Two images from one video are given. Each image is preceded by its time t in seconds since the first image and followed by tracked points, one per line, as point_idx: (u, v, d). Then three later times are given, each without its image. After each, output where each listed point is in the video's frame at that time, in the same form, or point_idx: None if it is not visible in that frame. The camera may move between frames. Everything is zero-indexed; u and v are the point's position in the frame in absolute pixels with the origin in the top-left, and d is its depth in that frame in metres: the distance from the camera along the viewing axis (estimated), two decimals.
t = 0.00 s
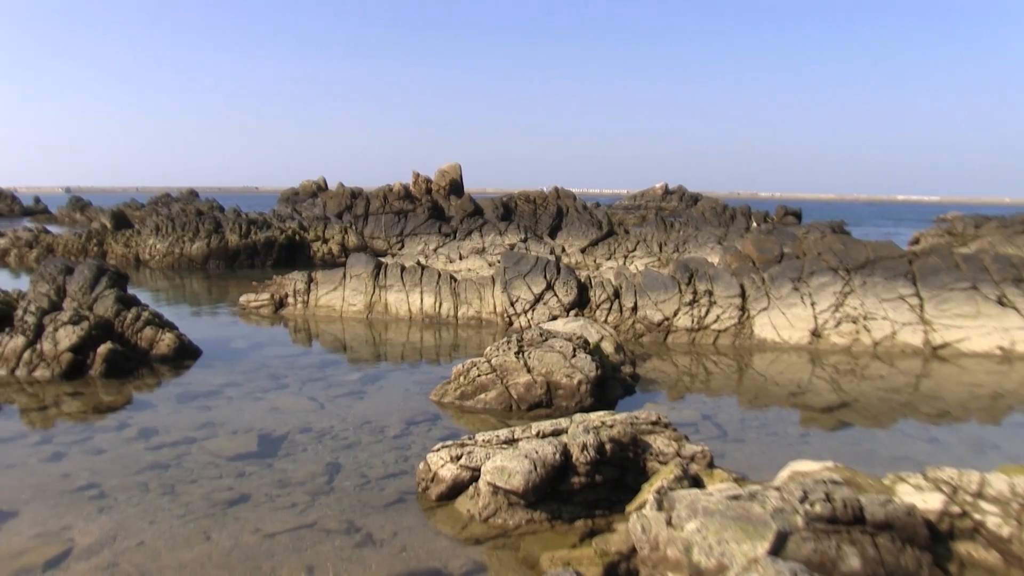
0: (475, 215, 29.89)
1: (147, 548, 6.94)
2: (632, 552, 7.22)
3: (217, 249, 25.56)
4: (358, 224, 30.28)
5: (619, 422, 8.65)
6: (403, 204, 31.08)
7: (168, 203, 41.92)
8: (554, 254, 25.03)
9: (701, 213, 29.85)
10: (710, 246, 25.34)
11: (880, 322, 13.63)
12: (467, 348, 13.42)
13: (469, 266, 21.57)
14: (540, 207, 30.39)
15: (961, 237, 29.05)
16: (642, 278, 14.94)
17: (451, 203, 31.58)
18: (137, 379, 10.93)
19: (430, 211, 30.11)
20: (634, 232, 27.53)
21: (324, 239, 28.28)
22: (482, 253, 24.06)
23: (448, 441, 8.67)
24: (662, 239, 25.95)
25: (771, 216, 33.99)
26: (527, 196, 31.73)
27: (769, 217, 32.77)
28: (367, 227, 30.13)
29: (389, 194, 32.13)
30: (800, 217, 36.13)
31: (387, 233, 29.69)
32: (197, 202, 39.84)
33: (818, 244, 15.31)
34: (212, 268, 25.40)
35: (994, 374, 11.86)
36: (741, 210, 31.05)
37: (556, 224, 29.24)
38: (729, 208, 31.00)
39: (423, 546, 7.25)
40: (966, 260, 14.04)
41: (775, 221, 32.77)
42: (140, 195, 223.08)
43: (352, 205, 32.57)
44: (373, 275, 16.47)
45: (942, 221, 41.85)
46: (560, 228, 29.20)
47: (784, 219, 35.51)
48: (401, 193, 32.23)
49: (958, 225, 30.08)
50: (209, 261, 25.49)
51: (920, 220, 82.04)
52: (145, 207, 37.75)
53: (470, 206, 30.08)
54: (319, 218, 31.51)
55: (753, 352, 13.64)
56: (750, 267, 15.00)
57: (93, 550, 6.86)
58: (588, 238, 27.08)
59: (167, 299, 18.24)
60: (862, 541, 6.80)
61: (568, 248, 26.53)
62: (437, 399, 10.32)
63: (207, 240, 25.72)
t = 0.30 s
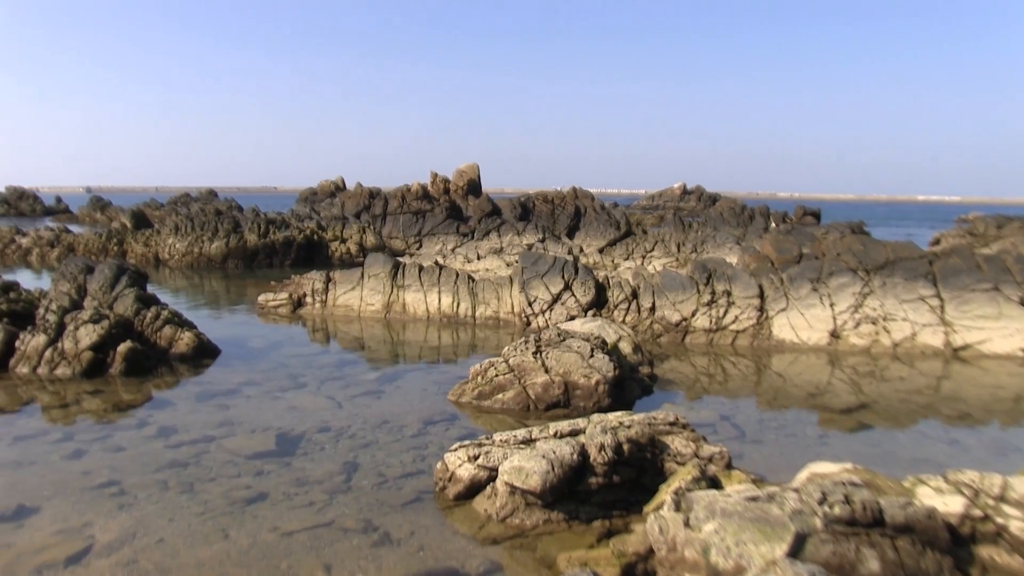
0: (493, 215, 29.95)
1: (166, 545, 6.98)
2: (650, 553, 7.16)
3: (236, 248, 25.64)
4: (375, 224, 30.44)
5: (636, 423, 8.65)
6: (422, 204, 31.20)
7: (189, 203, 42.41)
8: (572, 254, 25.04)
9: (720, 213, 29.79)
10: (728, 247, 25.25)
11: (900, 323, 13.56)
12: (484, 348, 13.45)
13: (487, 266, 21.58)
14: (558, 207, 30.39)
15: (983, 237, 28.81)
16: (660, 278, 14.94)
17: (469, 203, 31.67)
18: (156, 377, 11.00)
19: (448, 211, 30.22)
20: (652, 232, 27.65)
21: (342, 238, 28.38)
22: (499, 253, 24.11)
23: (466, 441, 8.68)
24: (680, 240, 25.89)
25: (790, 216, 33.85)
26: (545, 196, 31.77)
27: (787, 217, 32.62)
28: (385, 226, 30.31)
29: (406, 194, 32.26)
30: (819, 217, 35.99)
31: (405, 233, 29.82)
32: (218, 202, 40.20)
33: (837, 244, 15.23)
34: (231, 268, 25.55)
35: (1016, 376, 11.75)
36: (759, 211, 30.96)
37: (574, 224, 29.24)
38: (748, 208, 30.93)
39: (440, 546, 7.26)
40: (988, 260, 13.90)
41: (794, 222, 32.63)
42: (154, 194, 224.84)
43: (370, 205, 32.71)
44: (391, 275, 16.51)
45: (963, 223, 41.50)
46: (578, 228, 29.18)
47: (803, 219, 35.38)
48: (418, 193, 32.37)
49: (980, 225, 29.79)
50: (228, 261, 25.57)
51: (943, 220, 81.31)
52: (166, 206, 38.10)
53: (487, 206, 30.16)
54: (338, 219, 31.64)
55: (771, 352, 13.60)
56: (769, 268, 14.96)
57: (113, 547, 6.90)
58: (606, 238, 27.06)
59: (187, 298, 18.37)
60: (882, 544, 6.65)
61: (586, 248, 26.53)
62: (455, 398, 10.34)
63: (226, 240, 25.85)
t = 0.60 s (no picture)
0: (511, 215, 29.96)
1: (186, 543, 7.03)
2: (668, 554, 7.16)
3: (254, 247, 25.84)
4: (393, 224, 30.55)
5: (654, 423, 8.64)
6: (439, 203, 31.25)
7: (209, 203, 42.85)
8: (591, 254, 25.02)
9: (739, 214, 29.69)
10: (748, 247, 25.13)
11: (921, 325, 13.48)
12: (503, 348, 13.46)
13: (506, 266, 21.61)
14: (576, 207, 30.38)
15: (1007, 238, 28.52)
16: (678, 279, 14.93)
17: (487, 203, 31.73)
18: (176, 376, 11.07)
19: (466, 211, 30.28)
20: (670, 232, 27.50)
21: (361, 237, 28.48)
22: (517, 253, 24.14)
23: (483, 441, 8.69)
24: (699, 240, 25.81)
25: (810, 216, 33.65)
26: (563, 195, 31.76)
27: (807, 217, 32.45)
28: (404, 226, 30.40)
29: (424, 194, 32.35)
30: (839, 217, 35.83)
31: (422, 233, 29.93)
32: (238, 201, 40.53)
33: (857, 244, 15.14)
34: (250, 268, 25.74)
35: None
36: (779, 211, 30.81)
37: (593, 224, 29.23)
38: (767, 209, 30.81)
39: (458, 545, 7.27)
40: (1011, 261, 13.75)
41: (814, 222, 32.47)
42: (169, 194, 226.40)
43: (388, 205, 32.80)
44: (409, 275, 16.55)
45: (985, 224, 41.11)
46: (596, 228, 29.16)
47: (823, 219, 35.22)
48: (436, 193, 32.46)
49: (1003, 225, 29.44)
50: (247, 260, 25.86)
51: (961, 221, 80.67)
52: (186, 206, 38.43)
53: (506, 206, 30.20)
54: (356, 219, 31.77)
55: (791, 353, 13.54)
56: (788, 268, 14.91)
57: (133, 543, 6.96)
58: (625, 238, 27.04)
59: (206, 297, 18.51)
60: (903, 547, 6.57)
61: (605, 248, 26.50)
62: (473, 398, 10.35)
63: (245, 239, 26.03)
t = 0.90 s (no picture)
0: (531, 215, 29.97)
1: (205, 540, 7.06)
2: (686, 556, 7.13)
3: (274, 246, 26.01)
4: (412, 223, 30.68)
5: (673, 424, 8.61)
6: (458, 203, 31.33)
7: (229, 202, 43.21)
8: (610, 254, 25.02)
9: (759, 214, 29.59)
10: (768, 247, 25.02)
11: (943, 326, 13.37)
12: (521, 348, 13.49)
13: (524, 266, 21.64)
14: (595, 207, 30.38)
15: None
16: (697, 279, 14.94)
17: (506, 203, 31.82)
18: (196, 375, 11.15)
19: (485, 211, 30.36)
20: (689, 232, 27.26)
21: (380, 237, 28.47)
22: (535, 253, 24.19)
23: (502, 441, 8.70)
24: (717, 241, 25.74)
25: (830, 217, 33.48)
26: (582, 195, 31.77)
27: (828, 217, 32.27)
28: (422, 226, 30.52)
29: (443, 193, 32.46)
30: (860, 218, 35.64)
31: (441, 233, 30.02)
32: (258, 201, 40.85)
33: (877, 245, 15.07)
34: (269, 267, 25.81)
35: None
36: (799, 212, 30.67)
37: (612, 224, 29.22)
38: (787, 209, 30.68)
39: (476, 544, 7.28)
40: None
41: (835, 223, 32.30)
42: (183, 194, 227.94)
43: (408, 205, 32.93)
44: (428, 275, 16.61)
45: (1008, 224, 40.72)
46: (615, 228, 29.16)
47: (844, 220, 35.04)
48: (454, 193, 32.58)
49: None
50: (267, 259, 26.00)
51: (979, 221, 80.00)
52: (207, 206, 38.78)
53: (524, 206, 30.27)
54: (376, 219, 31.86)
55: (810, 354, 13.48)
56: (809, 268, 14.89)
57: (154, 540, 7.01)
58: (644, 238, 27.02)
59: (226, 296, 18.64)
60: (925, 551, 6.37)
61: (624, 248, 26.50)
62: (491, 398, 10.37)
63: (265, 239, 26.22)
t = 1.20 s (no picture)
0: (549, 215, 29.96)
1: (225, 538, 7.10)
2: (705, 557, 7.10)
3: (293, 246, 26.18)
4: (431, 223, 30.79)
5: (692, 425, 8.60)
6: (477, 203, 31.40)
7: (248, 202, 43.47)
8: (629, 254, 25.03)
9: (778, 215, 29.46)
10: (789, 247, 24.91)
11: (965, 328, 13.26)
12: (540, 348, 13.49)
13: (541, 266, 21.65)
14: (614, 207, 30.36)
15: None
16: (717, 280, 14.92)
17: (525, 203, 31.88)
18: (216, 374, 11.22)
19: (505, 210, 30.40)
20: (708, 232, 27.36)
21: (400, 237, 28.53)
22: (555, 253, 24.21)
23: (520, 441, 8.71)
24: (737, 241, 25.64)
25: (850, 217, 33.28)
26: (601, 195, 31.78)
27: (848, 218, 32.09)
28: (442, 226, 30.63)
29: (462, 193, 32.53)
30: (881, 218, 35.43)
31: (461, 233, 30.08)
32: (278, 200, 41.11)
33: (898, 246, 14.99)
34: (288, 267, 26.03)
35: None
36: (819, 212, 30.51)
37: (631, 225, 29.21)
38: (807, 209, 30.52)
39: (494, 544, 7.29)
40: None
41: (855, 224, 32.10)
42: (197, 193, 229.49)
43: (427, 205, 33.01)
44: (446, 275, 16.64)
45: None
46: (634, 228, 29.14)
47: (865, 220, 34.84)
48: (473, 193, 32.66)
49: None
50: (286, 258, 26.18)
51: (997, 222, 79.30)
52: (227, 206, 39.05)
53: (543, 206, 30.33)
54: (394, 219, 31.89)
55: (830, 356, 13.41)
56: (829, 269, 14.86)
57: (174, 538, 7.05)
58: (662, 238, 26.99)
59: (245, 296, 18.74)
60: (947, 555, 6.25)
61: (643, 248, 26.48)
62: (509, 398, 10.37)
63: (284, 239, 26.38)
